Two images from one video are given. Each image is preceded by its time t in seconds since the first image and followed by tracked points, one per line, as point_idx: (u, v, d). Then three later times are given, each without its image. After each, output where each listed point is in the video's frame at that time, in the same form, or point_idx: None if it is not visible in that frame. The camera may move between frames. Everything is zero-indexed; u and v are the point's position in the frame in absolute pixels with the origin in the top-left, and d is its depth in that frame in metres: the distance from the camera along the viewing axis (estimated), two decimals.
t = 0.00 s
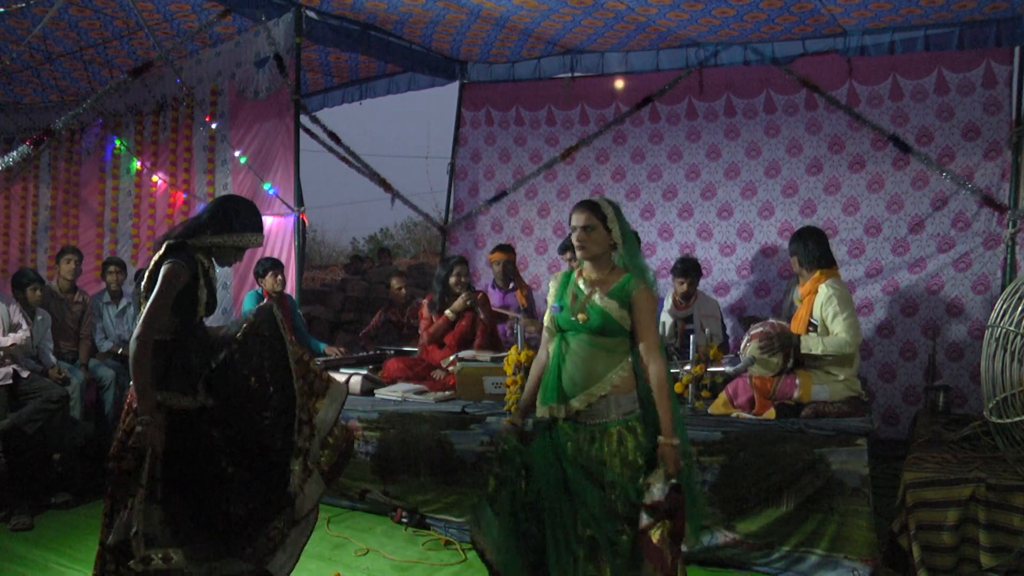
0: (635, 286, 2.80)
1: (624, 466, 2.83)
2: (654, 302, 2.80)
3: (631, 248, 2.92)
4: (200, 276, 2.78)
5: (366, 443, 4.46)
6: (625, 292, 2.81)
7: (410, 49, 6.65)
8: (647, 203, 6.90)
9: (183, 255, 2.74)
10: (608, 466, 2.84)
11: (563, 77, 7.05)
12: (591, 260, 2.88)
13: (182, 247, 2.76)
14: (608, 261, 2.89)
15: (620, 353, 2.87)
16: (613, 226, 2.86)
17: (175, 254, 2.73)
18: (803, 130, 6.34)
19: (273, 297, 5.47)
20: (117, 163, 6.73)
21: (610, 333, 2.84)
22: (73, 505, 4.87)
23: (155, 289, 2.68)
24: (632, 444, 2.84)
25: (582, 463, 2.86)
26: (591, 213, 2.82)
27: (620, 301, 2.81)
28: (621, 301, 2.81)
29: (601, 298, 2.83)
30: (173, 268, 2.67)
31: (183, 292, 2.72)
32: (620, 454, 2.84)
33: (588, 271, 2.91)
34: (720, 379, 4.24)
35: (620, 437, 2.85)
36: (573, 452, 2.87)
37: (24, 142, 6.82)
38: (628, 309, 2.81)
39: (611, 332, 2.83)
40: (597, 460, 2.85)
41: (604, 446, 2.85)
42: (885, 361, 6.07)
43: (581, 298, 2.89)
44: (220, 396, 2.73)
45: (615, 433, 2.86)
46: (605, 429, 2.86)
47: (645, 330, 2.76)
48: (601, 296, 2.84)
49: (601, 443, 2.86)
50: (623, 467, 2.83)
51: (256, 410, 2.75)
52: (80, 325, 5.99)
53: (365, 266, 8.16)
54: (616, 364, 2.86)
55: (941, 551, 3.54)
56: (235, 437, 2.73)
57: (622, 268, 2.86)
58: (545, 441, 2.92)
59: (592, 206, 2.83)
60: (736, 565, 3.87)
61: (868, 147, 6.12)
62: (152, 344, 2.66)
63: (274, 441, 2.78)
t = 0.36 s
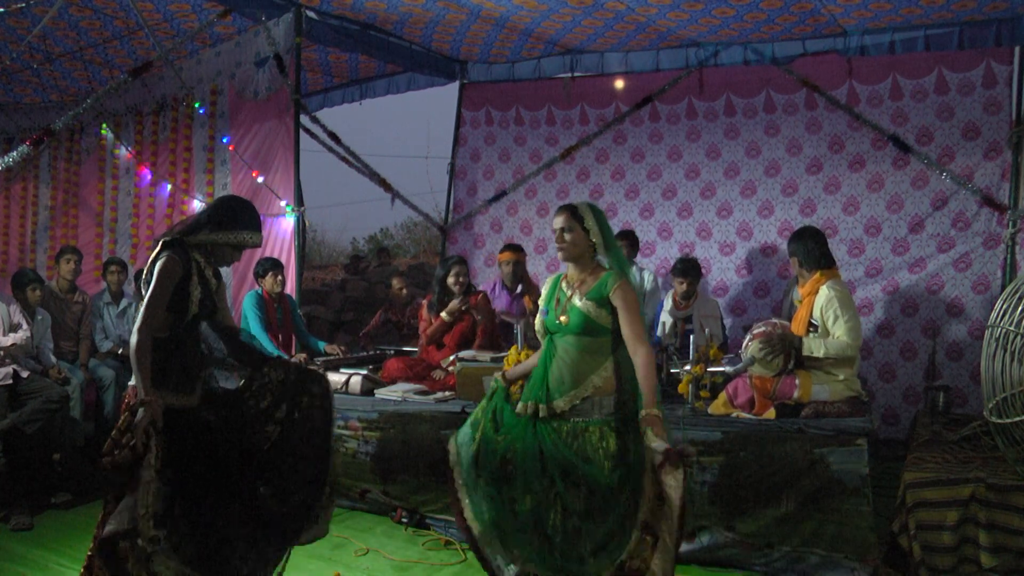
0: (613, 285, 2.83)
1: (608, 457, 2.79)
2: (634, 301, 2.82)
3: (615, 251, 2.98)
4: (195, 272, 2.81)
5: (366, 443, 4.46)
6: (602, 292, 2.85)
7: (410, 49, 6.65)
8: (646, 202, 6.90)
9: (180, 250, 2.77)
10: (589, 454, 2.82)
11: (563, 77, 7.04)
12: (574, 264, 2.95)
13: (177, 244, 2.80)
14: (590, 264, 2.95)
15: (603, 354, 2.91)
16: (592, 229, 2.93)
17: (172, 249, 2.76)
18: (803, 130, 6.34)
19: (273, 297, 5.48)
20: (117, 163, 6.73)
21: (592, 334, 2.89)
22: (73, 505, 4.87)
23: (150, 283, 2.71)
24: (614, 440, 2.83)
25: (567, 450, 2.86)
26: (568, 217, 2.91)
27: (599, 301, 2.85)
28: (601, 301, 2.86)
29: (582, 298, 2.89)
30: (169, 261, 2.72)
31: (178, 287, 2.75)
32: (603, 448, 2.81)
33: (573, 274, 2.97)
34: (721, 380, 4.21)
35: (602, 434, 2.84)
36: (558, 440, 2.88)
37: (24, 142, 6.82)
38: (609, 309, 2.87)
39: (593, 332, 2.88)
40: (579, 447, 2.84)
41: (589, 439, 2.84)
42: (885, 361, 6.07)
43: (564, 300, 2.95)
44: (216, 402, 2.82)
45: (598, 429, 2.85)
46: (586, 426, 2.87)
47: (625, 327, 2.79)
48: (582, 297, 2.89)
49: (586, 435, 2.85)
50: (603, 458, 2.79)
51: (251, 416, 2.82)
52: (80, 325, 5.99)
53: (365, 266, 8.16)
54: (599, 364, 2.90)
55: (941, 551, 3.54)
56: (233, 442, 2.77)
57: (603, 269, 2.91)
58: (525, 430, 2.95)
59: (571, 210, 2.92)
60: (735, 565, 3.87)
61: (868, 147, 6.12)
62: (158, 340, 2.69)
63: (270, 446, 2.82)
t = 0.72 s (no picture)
0: (597, 289, 2.84)
1: (594, 465, 2.79)
2: (617, 305, 2.82)
3: (607, 255, 2.98)
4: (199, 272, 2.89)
5: (366, 443, 4.47)
6: (587, 296, 2.87)
7: (410, 49, 6.65)
8: (645, 202, 6.90)
9: (186, 252, 2.87)
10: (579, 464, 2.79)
11: (563, 77, 7.04)
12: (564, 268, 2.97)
13: (187, 244, 2.89)
14: (583, 268, 2.95)
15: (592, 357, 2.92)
16: (584, 232, 2.92)
17: (180, 250, 2.86)
18: (803, 129, 6.34)
19: (274, 297, 5.48)
20: (117, 163, 6.73)
21: (582, 336, 2.91)
22: (73, 506, 4.87)
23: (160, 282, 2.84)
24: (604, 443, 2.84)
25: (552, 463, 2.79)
26: (559, 220, 2.89)
27: (585, 305, 2.88)
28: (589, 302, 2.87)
29: (571, 303, 2.91)
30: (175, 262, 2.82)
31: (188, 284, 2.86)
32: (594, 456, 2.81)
33: (567, 278, 3.00)
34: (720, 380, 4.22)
35: (590, 436, 2.83)
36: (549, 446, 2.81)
37: (24, 142, 6.82)
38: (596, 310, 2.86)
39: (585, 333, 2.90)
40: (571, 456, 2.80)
41: (581, 445, 2.82)
42: (885, 361, 6.07)
43: (556, 303, 2.98)
44: (228, 403, 2.99)
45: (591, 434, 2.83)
46: (574, 430, 2.83)
47: (597, 330, 2.79)
48: (573, 300, 2.90)
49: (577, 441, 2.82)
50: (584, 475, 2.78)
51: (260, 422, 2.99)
52: (80, 325, 5.98)
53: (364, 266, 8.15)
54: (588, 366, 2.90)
55: (941, 551, 3.54)
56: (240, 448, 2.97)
57: (592, 273, 2.92)
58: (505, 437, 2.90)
59: (562, 214, 2.91)
60: (735, 565, 3.88)
61: (868, 146, 6.12)
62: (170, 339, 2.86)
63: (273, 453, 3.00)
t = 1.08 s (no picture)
0: (599, 287, 2.86)
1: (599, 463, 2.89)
2: (620, 300, 2.85)
3: (602, 252, 2.99)
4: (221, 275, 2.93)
5: (366, 443, 4.46)
6: (589, 293, 2.88)
7: (410, 49, 6.65)
8: (645, 201, 6.90)
9: (209, 254, 2.88)
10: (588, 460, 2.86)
11: (563, 77, 7.03)
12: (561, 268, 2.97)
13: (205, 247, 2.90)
14: (579, 267, 2.96)
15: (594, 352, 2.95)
16: (580, 233, 2.92)
17: (203, 252, 2.87)
18: (803, 128, 6.33)
19: (273, 297, 5.48)
20: (116, 163, 6.74)
21: (582, 333, 2.92)
22: (74, 506, 4.86)
23: (192, 287, 2.86)
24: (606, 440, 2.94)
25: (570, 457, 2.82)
26: (555, 223, 2.89)
27: (587, 302, 2.89)
28: (589, 300, 2.88)
29: (572, 301, 2.92)
30: (203, 264, 2.85)
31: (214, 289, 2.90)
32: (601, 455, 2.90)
33: (563, 278, 3.01)
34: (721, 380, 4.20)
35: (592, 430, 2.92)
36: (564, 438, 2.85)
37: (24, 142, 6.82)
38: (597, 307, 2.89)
39: (584, 330, 2.92)
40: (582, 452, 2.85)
41: (589, 440, 2.90)
42: (885, 361, 6.07)
43: (554, 303, 2.99)
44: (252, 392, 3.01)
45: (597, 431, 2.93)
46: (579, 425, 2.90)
47: (606, 325, 2.81)
48: (572, 299, 2.91)
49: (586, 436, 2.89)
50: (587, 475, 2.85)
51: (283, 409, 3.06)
52: (80, 325, 5.98)
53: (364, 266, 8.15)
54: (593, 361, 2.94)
55: (942, 552, 3.54)
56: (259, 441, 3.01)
57: (591, 271, 2.93)
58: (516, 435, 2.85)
59: (557, 215, 2.90)
60: (736, 566, 3.87)
61: (868, 146, 6.12)
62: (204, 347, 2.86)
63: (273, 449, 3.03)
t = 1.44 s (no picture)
0: (594, 287, 2.86)
1: (604, 458, 2.86)
2: (617, 299, 2.84)
3: (598, 251, 2.98)
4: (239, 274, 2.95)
5: (367, 443, 4.46)
6: (586, 293, 2.89)
7: (410, 49, 6.65)
8: (645, 201, 6.90)
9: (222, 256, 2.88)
10: (592, 453, 2.84)
11: (563, 77, 7.03)
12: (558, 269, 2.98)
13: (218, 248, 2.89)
14: (578, 268, 2.97)
15: (593, 350, 2.95)
16: (574, 235, 2.91)
17: (222, 257, 2.88)
18: (803, 128, 6.33)
19: (273, 297, 5.48)
20: (116, 163, 6.74)
21: (581, 333, 2.93)
22: (74, 506, 4.86)
23: (216, 291, 2.87)
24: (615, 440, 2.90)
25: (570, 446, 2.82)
26: (547, 228, 2.87)
27: (584, 302, 2.90)
28: (586, 300, 2.89)
29: (569, 302, 2.93)
30: (223, 268, 2.86)
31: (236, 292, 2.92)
32: (606, 453, 2.86)
33: (563, 279, 3.03)
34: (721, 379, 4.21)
35: (602, 428, 2.88)
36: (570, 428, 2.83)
37: (24, 143, 6.82)
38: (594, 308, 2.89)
39: (583, 330, 2.93)
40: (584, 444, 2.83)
41: (596, 437, 2.86)
42: (885, 361, 6.07)
43: (553, 304, 3.01)
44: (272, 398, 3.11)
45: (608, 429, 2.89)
46: (588, 421, 2.87)
47: (604, 324, 2.81)
48: (571, 300, 2.93)
49: (594, 431, 2.86)
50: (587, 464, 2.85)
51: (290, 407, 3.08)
52: (80, 325, 5.98)
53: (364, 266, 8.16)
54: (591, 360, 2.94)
55: (941, 551, 3.54)
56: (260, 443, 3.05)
57: (588, 272, 2.93)
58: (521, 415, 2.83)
59: (547, 218, 2.89)
60: (735, 565, 3.88)
61: (868, 146, 6.13)
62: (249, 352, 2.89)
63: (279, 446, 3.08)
